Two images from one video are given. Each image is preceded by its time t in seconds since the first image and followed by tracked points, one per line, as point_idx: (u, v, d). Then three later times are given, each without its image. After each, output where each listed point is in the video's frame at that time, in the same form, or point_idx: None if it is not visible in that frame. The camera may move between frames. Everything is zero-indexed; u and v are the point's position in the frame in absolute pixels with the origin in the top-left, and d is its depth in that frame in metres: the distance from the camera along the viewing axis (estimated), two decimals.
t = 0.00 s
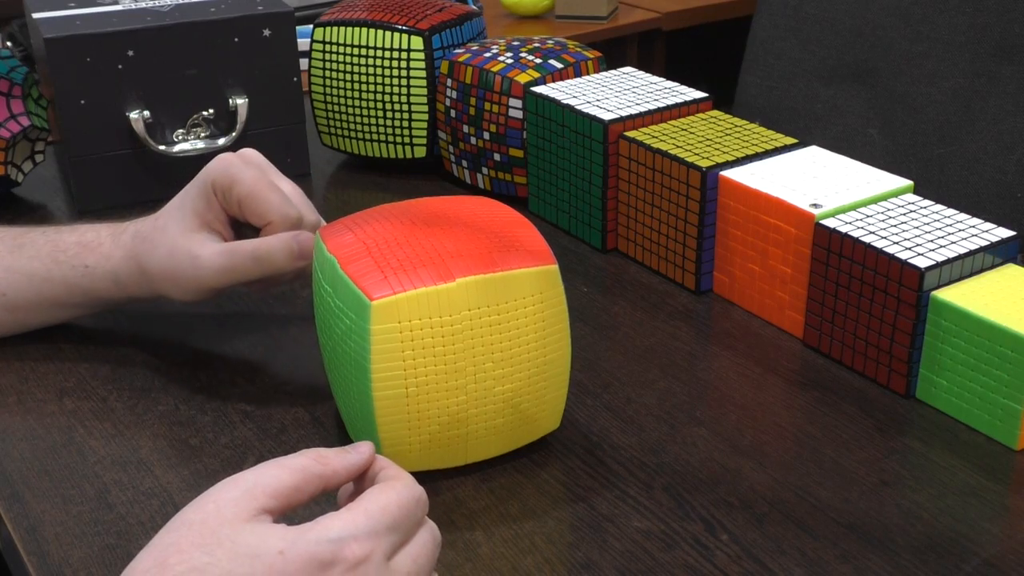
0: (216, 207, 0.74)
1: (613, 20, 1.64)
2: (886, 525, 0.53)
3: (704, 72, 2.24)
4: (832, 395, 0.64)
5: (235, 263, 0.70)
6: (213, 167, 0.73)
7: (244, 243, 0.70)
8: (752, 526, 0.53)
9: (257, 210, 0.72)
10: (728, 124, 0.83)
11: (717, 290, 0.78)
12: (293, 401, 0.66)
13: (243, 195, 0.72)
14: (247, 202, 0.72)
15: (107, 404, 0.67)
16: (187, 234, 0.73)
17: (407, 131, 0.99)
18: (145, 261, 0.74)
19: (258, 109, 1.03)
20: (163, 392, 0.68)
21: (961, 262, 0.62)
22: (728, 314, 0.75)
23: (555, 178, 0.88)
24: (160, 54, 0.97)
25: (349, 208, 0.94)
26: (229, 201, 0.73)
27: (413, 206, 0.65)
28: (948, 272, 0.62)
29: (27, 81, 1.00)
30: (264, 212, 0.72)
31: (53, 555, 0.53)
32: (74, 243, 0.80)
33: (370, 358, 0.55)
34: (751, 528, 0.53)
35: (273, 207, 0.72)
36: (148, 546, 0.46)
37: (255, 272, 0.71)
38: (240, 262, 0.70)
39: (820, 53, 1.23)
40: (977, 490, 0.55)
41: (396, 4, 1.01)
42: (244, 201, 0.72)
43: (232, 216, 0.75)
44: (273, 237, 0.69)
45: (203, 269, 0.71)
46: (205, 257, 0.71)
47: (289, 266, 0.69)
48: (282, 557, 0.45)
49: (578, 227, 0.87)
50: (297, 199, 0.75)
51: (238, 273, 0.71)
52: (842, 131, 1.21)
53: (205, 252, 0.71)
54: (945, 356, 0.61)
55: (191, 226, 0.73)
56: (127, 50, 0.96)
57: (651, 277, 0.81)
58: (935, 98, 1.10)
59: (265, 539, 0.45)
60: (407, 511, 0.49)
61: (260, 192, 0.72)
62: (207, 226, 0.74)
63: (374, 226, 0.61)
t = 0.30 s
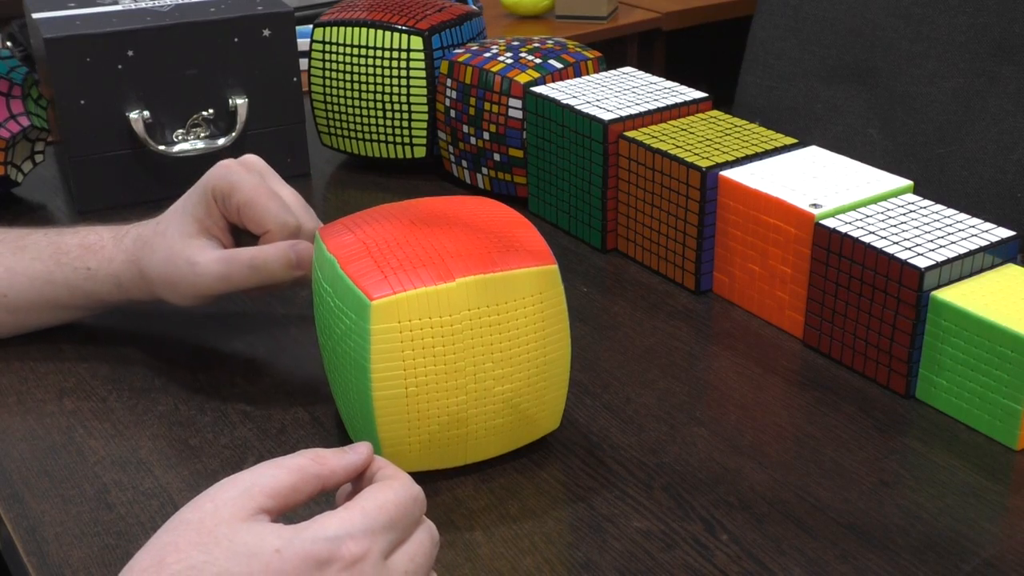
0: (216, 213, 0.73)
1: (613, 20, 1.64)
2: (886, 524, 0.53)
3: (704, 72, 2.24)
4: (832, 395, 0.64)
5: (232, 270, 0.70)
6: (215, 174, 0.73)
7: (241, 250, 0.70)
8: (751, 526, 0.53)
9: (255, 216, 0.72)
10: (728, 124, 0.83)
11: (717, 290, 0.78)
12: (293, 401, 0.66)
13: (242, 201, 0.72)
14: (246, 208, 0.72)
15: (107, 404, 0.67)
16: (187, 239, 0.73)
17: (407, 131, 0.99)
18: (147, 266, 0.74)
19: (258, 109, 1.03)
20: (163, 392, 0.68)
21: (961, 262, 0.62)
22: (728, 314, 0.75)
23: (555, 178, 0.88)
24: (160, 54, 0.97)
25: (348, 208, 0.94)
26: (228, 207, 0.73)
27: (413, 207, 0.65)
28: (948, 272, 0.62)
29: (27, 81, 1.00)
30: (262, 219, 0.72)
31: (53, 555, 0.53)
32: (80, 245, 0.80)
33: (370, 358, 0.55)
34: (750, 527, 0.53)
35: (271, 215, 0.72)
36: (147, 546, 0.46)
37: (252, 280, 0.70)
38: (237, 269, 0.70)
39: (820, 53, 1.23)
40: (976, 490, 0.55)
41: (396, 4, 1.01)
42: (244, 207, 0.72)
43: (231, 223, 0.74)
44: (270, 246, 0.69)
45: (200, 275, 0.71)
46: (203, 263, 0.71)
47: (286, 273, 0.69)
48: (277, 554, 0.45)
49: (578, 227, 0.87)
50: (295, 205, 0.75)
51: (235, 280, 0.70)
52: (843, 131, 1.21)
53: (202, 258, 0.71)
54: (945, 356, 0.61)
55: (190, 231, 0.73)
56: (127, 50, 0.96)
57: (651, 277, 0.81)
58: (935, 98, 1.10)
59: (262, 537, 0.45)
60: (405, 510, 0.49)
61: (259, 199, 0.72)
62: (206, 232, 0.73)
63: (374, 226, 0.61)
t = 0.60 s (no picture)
0: (217, 217, 0.73)
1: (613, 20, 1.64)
2: (886, 525, 0.53)
3: (704, 72, 2.24)
4: (832, 395, 0.64)
5: (231, 275, 0.70)
6: (218, 177, 0.73)
7: (240, 255, 0.70)
8: (752, 526, 0.53)
9: (254, 221, 0.72)
10: (728, 124, 0.83)
11: (717, 290, 0.78)
12: (293, 401, 0.66)
13: (243, 205, 0.72)
14: (246, 212, 0.72)
15: (107, 404, 0.67)
16: (187, 242, 0.73)
17: (407, 131, 0.99)
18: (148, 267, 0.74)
19: (258, 110, 1.03)
20: (163, 392, 0.68)
21: (961, 262, 0.62)
22: (728, 314, 0.75)
23: (555, 178, 0.88)
24: (160, 54, 0.97)
25: (348, 208, 0.94)
26: (229, 210, 0.73)
27: (413, 207, 0.65)
28: (948, 272, 0.62)
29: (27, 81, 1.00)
30: (262, 224, 0.72)
31: (53, 556, 0.53)
32: (80, 245, 0.80)
33: (369, 359, 0.55)
34: (750, 527, 0.53)
35: (271, 219, 0.71)
36: (145, 545, 0.46)
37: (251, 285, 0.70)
38: (236, 274, 0.70)
39: (820, 53, 1.23)
40: (976, 490, 0.55)
41: (396, 4, 1.01)
42: (244, 211, 0.72)
43: (232, 226, 0.74)
44: (269, 251, 0.69)
45: (200, 278, 0.71)
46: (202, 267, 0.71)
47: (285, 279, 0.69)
48: (275, 553, 0.45)
49: (578, 227, 0.87)
50: (296, 208, 0.74)
51: (234, 285, 0.71)
52: (843, 131, 1.21)
53: (202, 261, 0.71)
54: (945, 356, 0.61)
55: (191, 234, 0.73)
56: (127, 50, 0.96)
57: (651, 277, 0.81)
58: (935, 98, 1.10)
59: (259, 536, 0.45)
60: (402, 508, 0.49)
61: (259, 204, 0.72)
62: (207, 235, 0.73)
63: (374, 226, 0.61)
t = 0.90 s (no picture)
0: (217, 218, 0.73)
1: (613, 20, 1.64)
2: (886, 524, 0.53)
3: (704, 72, 2.24)
4: (832, 395, 0.64)
5: (230, 277, 0.70)
6: (217, 179, 0.73)
7: (240, 257, 0.70)
8: (751, 526, 0.53)
9: (254, 223, 0.72)
10: (728, 124, 0.83)
11: (717, 290, 0.78)
12: (293, 401, 0.66)
13: (243, 207, 0.72)
14: (246, 214, 0.72)
15: (107, 404, 0.67)
16: (187, 244, 0.73)
17: (407, 131, 0.99)
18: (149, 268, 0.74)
19: (258, 110, 1.03)
20: (163, 392, 0.68)
21: (961, 262, 0.62)
22: (728, 314, 0.75)
23: (555, 178, 0.88)
24: (160, 54, 0.97)
25: (349, 208, 0.94)
26: (228, 211, 0.73)
27: (413, 207, 0.65)
28: (948, 272, 0.62)
29: (27, 81, 1.00)
30: (262, 226, 0.72)
31: (54, 556, 0.53)
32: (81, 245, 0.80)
33: (369, 359, 0.55)
34: (750, 527, 0.53)
35: (272, 222, 0.71)
36: (145, 545, 0.46)
37: (251, 288, 0.70)
38: (235, 276, 0.70)
39: (820, 53, 1.23)
40: (976, 489, 0.55)
41: (396, 4, 1.01)
42: (244, 213, 0.72)
43: (232, 228, 0.74)
44: (269, 254, 0.69)
45: (199, 280, 0.71)
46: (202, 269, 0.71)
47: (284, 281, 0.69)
48: (274, 553, 0.45)
49: (579, 227, 0.87)
50: (296, 210, 0.74)
51: (233, 288, 0.71)
52: (843, 131, 1.21)
53: (201, 263, 0.71)
54: (945, 356, 0.61)
55: (191, 236, 0.73)
56: (127, 50, 0.96)
57: (651, 277, 0.81)
58: (935, 98, 1.10)
59: (258, 535, 0.45)
60: (401, 508, 0.49)
61: (259, 206, 0.72)
62: (207, 236, 0.73)
63: (374, 226, 0.61)
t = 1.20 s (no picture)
0: (216, 217, 0.73)
1: (613, 20, 1.64)
2: (886, 524, 0.53)
3: (704, 72, 2.24)
4: (832, 395, 0.64)
5: (229, 276, 0.70)
6: (216, 178, 0.73)
7: (240, 256, 0.70)
8: (752, 526, 0.53)
9: (254, 222, 0.72)
10: (728, 124, 0.83)
11: (717, 290, 0.78)
12: (294, 401, 0.66)
13: (243, 207, 0.72)
14: (245, 213, 0.72)
15: (107, 404, 0.67)
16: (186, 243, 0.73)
17: (407, 131, 0.99)
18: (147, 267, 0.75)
19: (258, 110, 1.03)
20: (163, 392, 0.68)
21: (961, 262, 0.62)
22: (728, 314, 0.75)
23: (555, 178, 0.88)
24: (160, 54, 0.97)
25: (349, 208, 0.94)
26: (228, 211, 0.73)
27: (413, 207, 0.65)
28: (949, 272, 0.62)
29: (27, 81, 1.00)
30: (261, 225, 0.72)
31: (53, 556, 0.53)
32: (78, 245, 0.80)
33: (369, 358, 0.55)
34: (750, 527, 0.53)
35: (271, 221, 0.71)
36: (145, 545, 0.46)
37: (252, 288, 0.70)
38: (235, 276, 0.70)
39: (820, 52, 1.23)
40: (976, 490, 0.55)
41: (396, 4, 1.01)
42: (244, 212, 0.72)
43: (231, 227, 0.74)
44: (269, 253, 0.69)
45: (199, 279, 0.71)
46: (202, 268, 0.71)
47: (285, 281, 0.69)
48: (274, 553, 0.45)
49: (579, 227, 0.87)
50: (295, 209, 0.74)
51: (234, 287, 0.71)
52: (843, 131, 1.21)
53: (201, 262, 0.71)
54: (945, 355, 0.61)
55: (190, 235, 0.73)
56: (127, 50, 0.96)
57: (651, 277, 0.81)
58: (935, 98, 1.10)
59: (257, 535, 0.45)
60: (400, 507, 0.48)
61: (259, 205, 0.72)
62: (207, 236, 0.73)
63: (374, 226, 0.61)
